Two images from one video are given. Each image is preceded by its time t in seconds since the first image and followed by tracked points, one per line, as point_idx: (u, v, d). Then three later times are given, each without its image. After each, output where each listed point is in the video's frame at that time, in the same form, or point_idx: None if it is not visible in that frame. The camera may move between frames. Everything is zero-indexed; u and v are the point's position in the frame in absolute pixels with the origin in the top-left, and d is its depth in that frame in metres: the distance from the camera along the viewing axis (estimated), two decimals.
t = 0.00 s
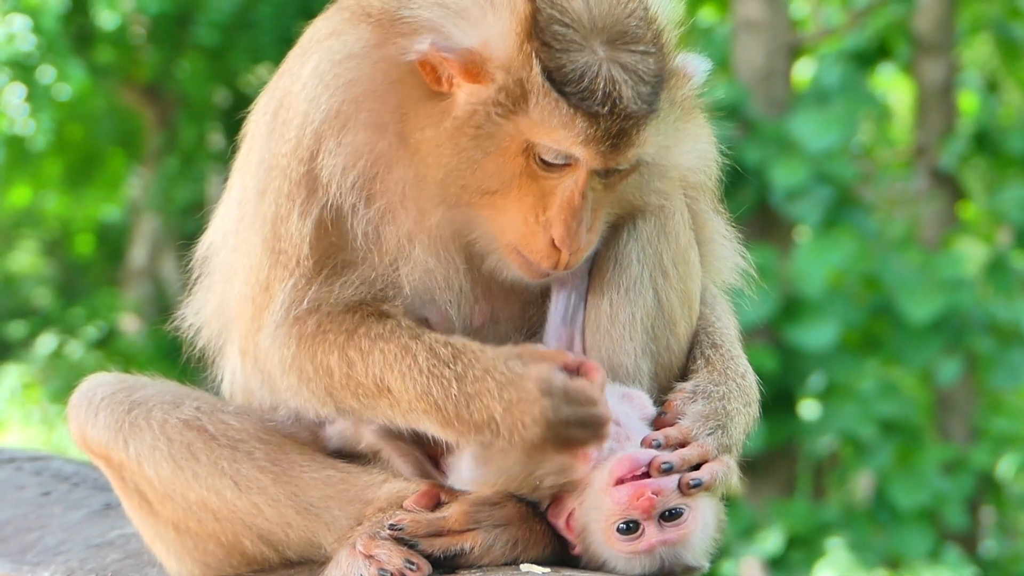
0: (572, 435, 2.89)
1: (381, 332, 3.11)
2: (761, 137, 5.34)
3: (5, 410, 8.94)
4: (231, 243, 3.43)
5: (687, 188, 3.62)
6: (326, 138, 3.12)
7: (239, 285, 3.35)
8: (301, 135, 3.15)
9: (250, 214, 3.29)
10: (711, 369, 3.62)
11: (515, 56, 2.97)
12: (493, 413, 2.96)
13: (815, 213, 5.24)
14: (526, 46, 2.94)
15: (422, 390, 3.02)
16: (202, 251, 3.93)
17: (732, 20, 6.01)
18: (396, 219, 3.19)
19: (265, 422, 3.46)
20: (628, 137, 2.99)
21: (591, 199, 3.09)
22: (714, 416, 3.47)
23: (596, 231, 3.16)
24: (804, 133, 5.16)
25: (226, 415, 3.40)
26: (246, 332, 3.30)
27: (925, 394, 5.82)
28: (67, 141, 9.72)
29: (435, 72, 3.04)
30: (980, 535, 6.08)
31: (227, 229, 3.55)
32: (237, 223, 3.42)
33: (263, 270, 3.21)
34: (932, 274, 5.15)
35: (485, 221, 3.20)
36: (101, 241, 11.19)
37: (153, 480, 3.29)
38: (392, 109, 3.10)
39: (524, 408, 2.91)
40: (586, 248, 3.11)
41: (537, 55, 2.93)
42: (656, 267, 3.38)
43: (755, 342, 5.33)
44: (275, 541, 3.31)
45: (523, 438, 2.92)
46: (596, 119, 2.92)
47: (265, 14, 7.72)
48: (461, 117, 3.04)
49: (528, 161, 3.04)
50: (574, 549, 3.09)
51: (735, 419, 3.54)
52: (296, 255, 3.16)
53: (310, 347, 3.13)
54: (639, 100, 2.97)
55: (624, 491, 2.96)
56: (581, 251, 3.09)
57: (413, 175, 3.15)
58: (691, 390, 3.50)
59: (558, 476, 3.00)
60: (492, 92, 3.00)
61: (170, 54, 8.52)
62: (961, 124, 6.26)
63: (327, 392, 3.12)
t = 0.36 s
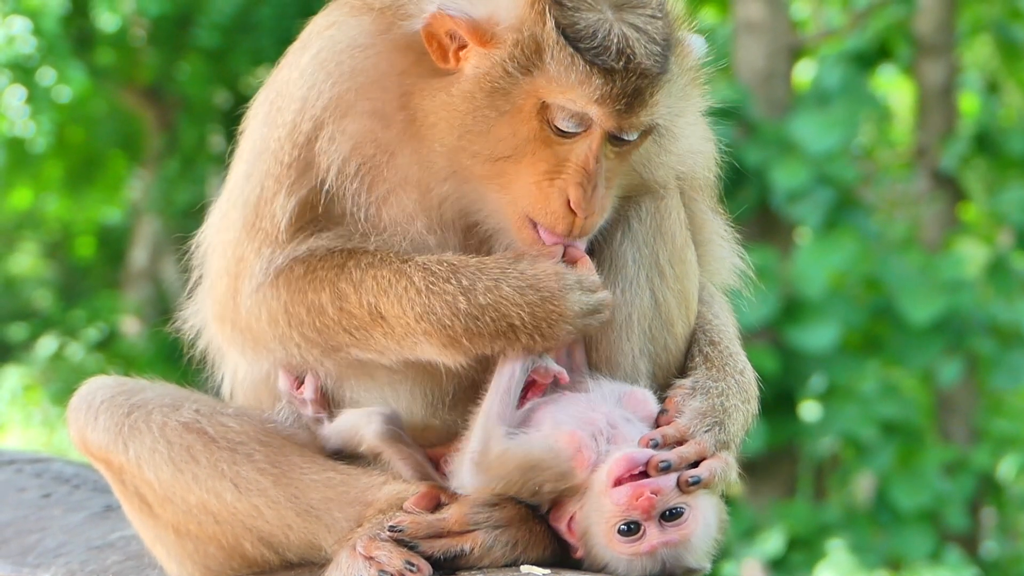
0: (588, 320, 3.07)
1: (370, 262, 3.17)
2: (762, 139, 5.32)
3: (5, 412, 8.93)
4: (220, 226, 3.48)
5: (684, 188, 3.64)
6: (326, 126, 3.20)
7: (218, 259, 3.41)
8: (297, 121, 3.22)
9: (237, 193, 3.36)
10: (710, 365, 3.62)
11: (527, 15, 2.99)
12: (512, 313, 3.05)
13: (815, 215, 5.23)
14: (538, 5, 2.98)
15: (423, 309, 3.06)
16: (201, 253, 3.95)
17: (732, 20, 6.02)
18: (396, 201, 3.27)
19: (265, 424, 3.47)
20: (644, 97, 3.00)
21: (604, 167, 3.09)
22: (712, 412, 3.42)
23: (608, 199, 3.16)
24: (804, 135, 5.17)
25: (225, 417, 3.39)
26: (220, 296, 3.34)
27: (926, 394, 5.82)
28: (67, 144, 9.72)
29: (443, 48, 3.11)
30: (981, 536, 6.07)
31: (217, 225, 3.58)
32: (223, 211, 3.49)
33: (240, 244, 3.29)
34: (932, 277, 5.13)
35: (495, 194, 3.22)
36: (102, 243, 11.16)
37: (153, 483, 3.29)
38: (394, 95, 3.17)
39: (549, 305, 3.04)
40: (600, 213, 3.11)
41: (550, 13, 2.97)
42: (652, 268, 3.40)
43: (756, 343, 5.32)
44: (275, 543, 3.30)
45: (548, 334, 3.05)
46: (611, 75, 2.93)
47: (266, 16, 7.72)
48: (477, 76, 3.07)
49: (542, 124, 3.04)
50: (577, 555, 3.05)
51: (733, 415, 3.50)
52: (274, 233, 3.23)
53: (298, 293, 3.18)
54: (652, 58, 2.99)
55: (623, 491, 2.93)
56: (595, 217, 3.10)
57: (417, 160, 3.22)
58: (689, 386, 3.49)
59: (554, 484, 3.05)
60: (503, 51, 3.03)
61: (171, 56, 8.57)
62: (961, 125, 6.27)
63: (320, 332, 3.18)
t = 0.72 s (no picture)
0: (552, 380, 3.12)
1: (371, 255, 3.20)
2: (763, 140, 5.32)
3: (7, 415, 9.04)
4: (217, 225, 3.49)
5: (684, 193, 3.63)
6: (320, 124, 3.21)
7: (214, 257, 3.45)
8: (293, 118, 3.23)
9: (233, 191, 3.38)
10: (709, 365, 3.62)
11: (525, 39, 3.00)
12: (487, 348, 3.09)
13: (816, 216, 5.22)
14: (538, 30, 2.96)
15: (417, 306, 3.10)
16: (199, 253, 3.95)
17: (732, 22, 6.02)
18: (386, 203, 3.28)
19: (265, 427, 3.47)
20: (637, 130, 3.00)
21: (593, 190, 3.09)
22: (708, 412, 3.43)
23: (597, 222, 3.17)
24: (804, 136, 5.17)
25: (226, 421, 3.39)
26: (218, 292, 3.38)
27: (926, 396, 5.81)
28: (68, 146, 9.73)
29: (442, 57, 3.09)
30: (982, 537, 6.06)
31: (214, 223, 3.59)
32: (219, 208, 3.52)
33: (235, 242, 3.32)
34: (933, 278, 5.13)
35: (483, 206, 3.24)
36: (103, 246, 11.15)
37: (154, 486, 3.29)
38: (391, 97, 3.18)
39: (522, 355, 3.09)
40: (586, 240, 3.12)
41: (549, 40, 2.95)
42: (652, 271, 3.38)
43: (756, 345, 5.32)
44: (275, 545, 3.30)
45: (508, 386, 3.11)
46: (606, 108, 2.92)
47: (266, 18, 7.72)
48: (472, 97, 3.07)
49: (535, 148, 3.04)
50: (578, 560, 3.02)
51: (730, 415, 3.50)
52: (267, 230, 3.25)
53: (294, 281, 3.20)
54: (648, 89, 2.98)
55: (624, 486, 2.90)
56: (580, 241, 3.11)
57: (411, 162, 3.23)
58: (687, 385, 3.49)
59: (552, 493, 3.03)
60: (500, 73, 3.03)
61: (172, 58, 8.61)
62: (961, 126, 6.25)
63: (311, 323, 3.20)
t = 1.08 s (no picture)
0: (540, 396, 3.07)
1: (375, 259, 3.18)
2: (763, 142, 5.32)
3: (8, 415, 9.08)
4: (217, 224, 3.49)
5: (684, 194, 3.64)
6: (320, 122, 3.20)
7: (215, 256, 3.44)
8: (293, 116, 3.23)
9: (234, 189, 3.38)
10: (708, 364, 3.61)
11: (523, 42, 2.99)
12: (475, 361, 3.06)
13: (817, 217, 5.22)
14: (537, 34, 2.96)
15: (417, 311, 3.09)
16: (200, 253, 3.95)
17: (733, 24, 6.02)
18: (385, 202, 3.25)
19: (265, 427, 3.47)
20: (633, 134, 3.00)
21: (590, 193, 3.10)
22: (706, 410, 3.43)
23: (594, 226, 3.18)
24: (805, 138, 5.16)
25: (226, 422, 3.39)
26: (218, 292, 3.38)
27: (926, 398, 5.80)
28: (68, 147, 9.72)
29: (441, 57, 3.09)
30: (983, 538, 6.05)
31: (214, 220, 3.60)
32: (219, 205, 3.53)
33: (235, 241, 3.32)
34: (933, 279, 5.13)
35: (482, 211, 3.24)
36: (104, 247, 11.14)
37: (154, 487, 3.29)
38: (389, 97, 3.17)
39: (510, 366, 3.05)
40: (583, 243, 3.13)
41: (547, 45, 2.95)
42: (650, 270, 3.39)
43: (757, 346, 5.31)
44: (275, 546, 3.30)
45: (494, 401, 3.05)
46: (602, 113, 2.92)
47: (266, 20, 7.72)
48: (468, 99, 3.08)
49: (530, 151, 3.07)
50: (580, 564, 3.02)
51: (729, 413, 3.50)
52: (267, 228, 3.24)
53: (295, 281, 3.19)
54: (646, 94, 2.98)
55: (624, 484, 2.91)
56: (577, 246, 3.12)
57: (410, 161, 3.21)
58: (686, 384, 3.50)
59: (551, 495, 3.05)
60: (498, 74, 3.04)
61: (173, 59, 8.58)
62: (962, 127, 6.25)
63: (309, 324, 3.20)
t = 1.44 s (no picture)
0: (517, 412, 2.91)
1: (376, 286, 3.15)
2: (764, 144, 5.32)
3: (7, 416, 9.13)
4: (222, 231, 3.46)
5: (683, 195, 3.64)
6: (323, 125, 3.19)
7: (220, 266, 3.40)
8: (296, 120, 3.21)
9: (237, 195, 3.35)
10: (705, 365, 3.62)
11: (523, 44, 2.99)
12: (460, 385, 2.97)
13: (818, 219, 5.22)
14: (536, 36, 2.95)
15: (410, 334, 3.04)
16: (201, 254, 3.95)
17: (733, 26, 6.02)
18: (389, 206, 3.25)
19: (265, 429, 3.47)
20: (634, 135, 3.01)
21: (591, 194, 3.11)
22: (704, 410, 3.45)
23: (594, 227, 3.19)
24: (806, 140, 5.16)
25: (226, 423, 3.39)
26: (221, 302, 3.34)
27: (927, 400, 5.79)
28: (68, 149, 9.72)
29: (441, 58, 3.09)
30: (984, 541, 6.03)
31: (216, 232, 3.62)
32: (223, 208, 3.53)
33: (241, 248, 3.27)
34: (934, 281, 5.12)
35: (487, 215, 3.24)
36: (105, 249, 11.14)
37: (154, 488, 3.30)
38: (392, 98, 3.17)
39: (482, 377, 2.96)
40: (583, 245, 3.14)
41: (547, 47, 2.95)
42: (650, 271, 3.39)
43: (757, 349, 5.31)
44: (275, 548, 3.30)
45: (469, 419, 2.95)
46: (603, 115, 2.93)
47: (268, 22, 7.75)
48: (469, 102, 3.08)
49: (530, 153, 3.07)
50: (582, 568, 3.04)
51: (728, 414, 3.52)
52: (275, 234, 3.22)
53: (294, 302, 3.16)
54: (646, 96, 2.99)
55: (619, 488, 2.93)
56: (577, 247, 3.13)
57: (412, 164, 3.21)
58: (684, 385, 3.50)
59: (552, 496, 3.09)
60: (498, 76, 3.03)
61: (173, 62, 8.58)
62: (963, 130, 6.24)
63: (305, 347, 3.15)
